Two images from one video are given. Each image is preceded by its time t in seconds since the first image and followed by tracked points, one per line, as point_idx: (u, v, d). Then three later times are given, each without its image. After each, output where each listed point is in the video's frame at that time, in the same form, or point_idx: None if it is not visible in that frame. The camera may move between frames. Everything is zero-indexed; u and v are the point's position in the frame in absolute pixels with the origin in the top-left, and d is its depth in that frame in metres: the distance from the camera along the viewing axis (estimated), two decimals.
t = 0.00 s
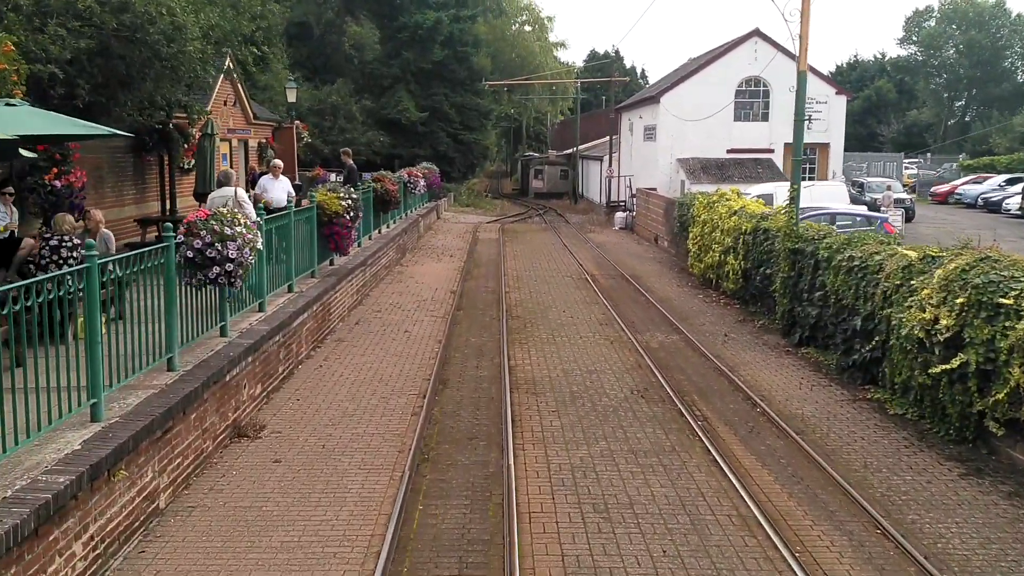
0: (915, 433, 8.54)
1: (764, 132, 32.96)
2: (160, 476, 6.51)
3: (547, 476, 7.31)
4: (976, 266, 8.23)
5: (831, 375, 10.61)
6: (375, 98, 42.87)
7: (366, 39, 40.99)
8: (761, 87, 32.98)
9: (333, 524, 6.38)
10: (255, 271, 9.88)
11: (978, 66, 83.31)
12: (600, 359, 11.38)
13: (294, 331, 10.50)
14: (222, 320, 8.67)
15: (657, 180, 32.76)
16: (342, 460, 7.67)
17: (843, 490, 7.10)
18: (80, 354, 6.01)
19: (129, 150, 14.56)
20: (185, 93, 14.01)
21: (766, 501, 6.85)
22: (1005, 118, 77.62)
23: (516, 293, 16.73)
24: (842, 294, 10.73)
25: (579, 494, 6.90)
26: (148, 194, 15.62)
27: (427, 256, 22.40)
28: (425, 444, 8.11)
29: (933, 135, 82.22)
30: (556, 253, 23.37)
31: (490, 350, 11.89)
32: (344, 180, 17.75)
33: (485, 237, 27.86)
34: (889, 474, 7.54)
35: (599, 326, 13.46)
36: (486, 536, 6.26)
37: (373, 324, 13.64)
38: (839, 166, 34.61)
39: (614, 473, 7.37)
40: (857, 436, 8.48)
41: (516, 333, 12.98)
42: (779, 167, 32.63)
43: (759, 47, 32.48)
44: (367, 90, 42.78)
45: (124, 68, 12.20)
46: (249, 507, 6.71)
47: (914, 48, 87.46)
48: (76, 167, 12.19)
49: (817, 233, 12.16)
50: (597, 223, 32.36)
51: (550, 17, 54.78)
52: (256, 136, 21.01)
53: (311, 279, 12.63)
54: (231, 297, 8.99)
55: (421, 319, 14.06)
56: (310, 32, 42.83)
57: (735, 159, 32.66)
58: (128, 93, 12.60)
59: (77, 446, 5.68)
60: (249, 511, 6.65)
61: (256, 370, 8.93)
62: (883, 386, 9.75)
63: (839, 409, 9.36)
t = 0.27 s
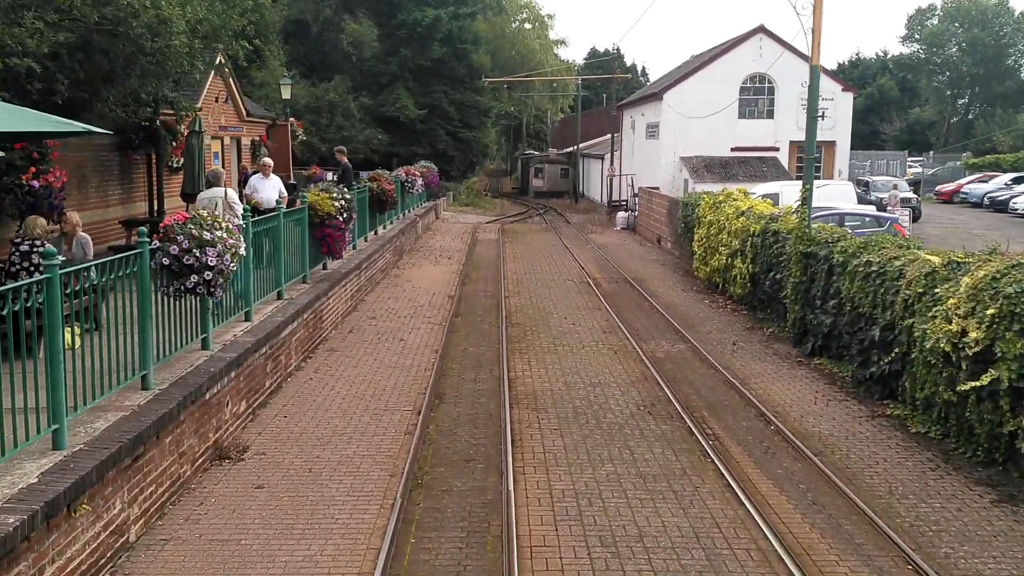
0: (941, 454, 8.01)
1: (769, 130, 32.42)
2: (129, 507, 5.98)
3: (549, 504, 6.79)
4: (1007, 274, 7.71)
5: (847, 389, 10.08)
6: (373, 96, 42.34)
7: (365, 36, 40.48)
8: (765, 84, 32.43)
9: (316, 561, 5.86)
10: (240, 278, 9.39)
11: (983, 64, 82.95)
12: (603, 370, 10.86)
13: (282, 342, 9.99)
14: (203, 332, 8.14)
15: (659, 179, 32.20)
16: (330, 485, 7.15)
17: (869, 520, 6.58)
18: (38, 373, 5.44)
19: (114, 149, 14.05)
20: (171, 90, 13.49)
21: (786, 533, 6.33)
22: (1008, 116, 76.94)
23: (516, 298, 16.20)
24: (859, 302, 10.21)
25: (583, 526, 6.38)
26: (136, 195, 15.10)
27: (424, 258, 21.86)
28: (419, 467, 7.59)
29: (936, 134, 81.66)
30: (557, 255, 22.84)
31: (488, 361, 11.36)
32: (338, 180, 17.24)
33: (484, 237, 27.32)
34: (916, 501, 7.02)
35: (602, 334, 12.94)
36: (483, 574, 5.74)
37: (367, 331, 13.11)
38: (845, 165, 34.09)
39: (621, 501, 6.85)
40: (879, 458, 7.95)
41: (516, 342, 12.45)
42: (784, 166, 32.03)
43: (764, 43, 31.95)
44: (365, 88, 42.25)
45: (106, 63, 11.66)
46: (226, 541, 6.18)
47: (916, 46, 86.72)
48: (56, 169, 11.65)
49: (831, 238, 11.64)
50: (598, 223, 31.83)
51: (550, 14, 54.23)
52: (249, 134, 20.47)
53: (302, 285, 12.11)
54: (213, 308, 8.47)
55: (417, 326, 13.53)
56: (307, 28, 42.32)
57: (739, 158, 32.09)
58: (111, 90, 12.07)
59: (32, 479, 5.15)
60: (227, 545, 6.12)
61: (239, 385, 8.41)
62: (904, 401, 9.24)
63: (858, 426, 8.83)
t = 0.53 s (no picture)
0: (970, 468, 7.52)
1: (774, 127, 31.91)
2: (97, 532, 5.48)
3: (554, 524, 6.31)
4: None
5: (867, 395, 9.58)
6: (372, 93, 41.82)
7: (363, 32, 39.97)
8: (771, 80, 31.88)
9: None
10: (224, 281, 8.90)
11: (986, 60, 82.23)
12: (609, 375, 10.35)
13: (272, 347, 9.50)
14: (186, 340, 7.66)
15: (662, 177, 31.71)
16: (317, 503, 6.63)
17: (899, 542, 6.09)
18: None
19: (101, 146, 13.52)
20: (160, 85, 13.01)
21: (811, 557, 5.85)
22: (1012, 113, 76.30)
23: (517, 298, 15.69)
24: (879, 304, 9.72)
25: (591, 549, 5.89)
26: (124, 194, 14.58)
27: (424, 257, 21.35)
28: (414, 482, 7.10)
29: (938, 131, 81.01)
30: (559, 254, 22.32)
31: (488, 365, 10.86)
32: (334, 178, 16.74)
33: (484, 236, 26.81)
34: (948, 520, 6.53)
35: (607, 336, 12.44)
36: None
37: (363, 334, 12.62)
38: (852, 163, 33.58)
39: (632, 520, 6.34)
40: (905, 472, 7.46)
41: (516, 345, 11.94)
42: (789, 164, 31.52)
43: (769, 38, 31.37)
44: (364, 84, 41.76)
45: (89, 56, 11.16)
46: (204, 567, 5.68)
47: (918, 42, 85.97)
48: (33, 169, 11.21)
49: (847, 237, 11.14)
50: (600, 221, 31.31)
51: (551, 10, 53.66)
52: (243, 131, 19.94)
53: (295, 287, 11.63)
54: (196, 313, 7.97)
55: (415, 329, 13.04)
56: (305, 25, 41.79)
57: (743, 156, 31.59)
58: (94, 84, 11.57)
59: None
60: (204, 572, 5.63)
61: (224, 394, 7.92)
62: (927, 409, 8.74)
63: (880, 437, 8.34)
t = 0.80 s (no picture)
0: (1004, 492, 7.02)
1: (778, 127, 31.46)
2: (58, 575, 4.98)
3: (559, 557, 5.82)
4: None
5: (887, 410, 9.09)
6: (370, 93, 41.32)
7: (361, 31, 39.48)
8: (775, 79, 31.40)
9: None
10: (204, 292, 8.34)
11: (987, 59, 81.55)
12: (614, 387, 9.85)
13: (260, 359, 8.99)
14: (164, 355, 7.18)
15: (665, 179, 31.23)
16: (303, 535, 6.13)
17: None
18: None
19: (85, 148, 12.99)
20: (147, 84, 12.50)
21: None
22: (1014, 113, 75.78)
23: (518, 304, 15.20)
24: (900, 314, 9.22)
25: None
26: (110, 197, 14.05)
27: (422, 260, 20.84)
28: (408, 510, 6.59)
29: (940, 131, 80.45)
30: (560, 257, 21.81)
31: (487, 376, 10.36)
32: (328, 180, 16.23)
33: (484, 238, 26.30)
34: (985, 552, 6.03)
35: (612, 345, 11.93)
36: None
37: (357, 342, 12.11)
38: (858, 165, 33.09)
39: (643, 553, 5.86)
40: (934, 497, 6.96)
41: (517, 354, 11.45)
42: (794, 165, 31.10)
43: (774, 36, 30.84)
44: (362, 85, 41.28)
45: (69, 53, 10.65)
46: None
47: (920, 42, 85.34)
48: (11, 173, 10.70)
49: (863, 242, 10.65)
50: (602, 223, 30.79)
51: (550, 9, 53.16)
52: (236, 131, 19.41)
53: (286, 294, 11.13)
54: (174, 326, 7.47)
55: (412, 336, 12.53)
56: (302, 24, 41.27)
57: (747, 156, 31.14)
58: (75, 83, 11.06)
59: None
60: None
61: (206, 413, 7.42)
62: (953, 425, 8.26)
63: (904, 457, 7.84)
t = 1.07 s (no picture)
0: None
1: (782, 125, 30.99)
2: None
3: None
4: None
5: (908, 424, 8.62)
6: (368, 90, 40.81)
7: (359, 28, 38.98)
8: (779, 76, 30.93)
9: None
10: (185, 301, 7.82)
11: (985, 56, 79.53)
12: (620, 398, 9.36)
13: (246, 369, 8.52)
14: (141, 369, 6.72)
15: (667, 177, 30.71)
16: (288, 567, 5.65)
17: None
18: None
19: (72, 146, 12.50)
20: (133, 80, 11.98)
21: None
22: (1017, 111, 75.13)
23: (518, 307, 14.71)
24: (922, 322, 8.75)
25: None
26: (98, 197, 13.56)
27: (419, 261, 20.34)
28: (401, 538, 6.13)
29: (942, 129, 79.71)
30: (562, 257, 21.28)
31: (485, 385, 9.87)
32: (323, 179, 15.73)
33: (483, 238, 25.79)
34: None
35: (616, 352, 11.42)
36: None
37: (351, 348, 11.63)
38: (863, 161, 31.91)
39: None
40: (966, 522, 6.49)
41: (517, 361, 10.96)
42: (798, 163, 30.65)
43: (778, 32, 30.40)
44: (360, 82, 40.77)
45: (50, 47, 10.20)
46: None
47: (922, 39, 84.45)
48: None
49: (880, 245, 10.17)
50: (603, 222, 30.29)
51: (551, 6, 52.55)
52: (230, 129, 18.89)
53: (276, 298, 10.66)
54: (152, 336, 7.01)
55: (408, 342, 12.05)
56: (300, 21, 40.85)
57: (751, 155, 30.66)
58: (58, 79, 10.59)
59: None
60: None
61: (186, 428, 6.97)
62: (979, 440, 7.80)
63: (929, 476, 7.38)
